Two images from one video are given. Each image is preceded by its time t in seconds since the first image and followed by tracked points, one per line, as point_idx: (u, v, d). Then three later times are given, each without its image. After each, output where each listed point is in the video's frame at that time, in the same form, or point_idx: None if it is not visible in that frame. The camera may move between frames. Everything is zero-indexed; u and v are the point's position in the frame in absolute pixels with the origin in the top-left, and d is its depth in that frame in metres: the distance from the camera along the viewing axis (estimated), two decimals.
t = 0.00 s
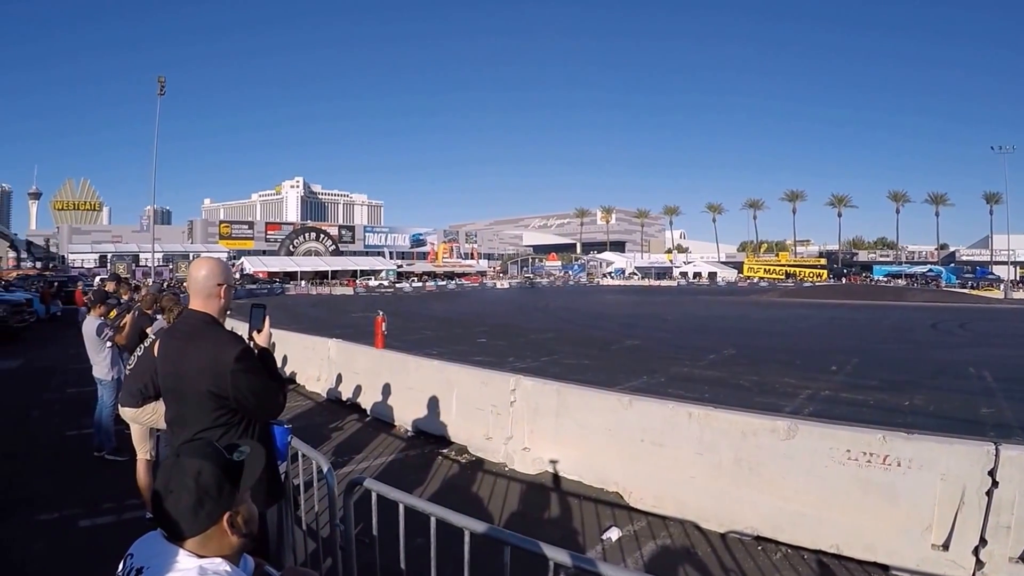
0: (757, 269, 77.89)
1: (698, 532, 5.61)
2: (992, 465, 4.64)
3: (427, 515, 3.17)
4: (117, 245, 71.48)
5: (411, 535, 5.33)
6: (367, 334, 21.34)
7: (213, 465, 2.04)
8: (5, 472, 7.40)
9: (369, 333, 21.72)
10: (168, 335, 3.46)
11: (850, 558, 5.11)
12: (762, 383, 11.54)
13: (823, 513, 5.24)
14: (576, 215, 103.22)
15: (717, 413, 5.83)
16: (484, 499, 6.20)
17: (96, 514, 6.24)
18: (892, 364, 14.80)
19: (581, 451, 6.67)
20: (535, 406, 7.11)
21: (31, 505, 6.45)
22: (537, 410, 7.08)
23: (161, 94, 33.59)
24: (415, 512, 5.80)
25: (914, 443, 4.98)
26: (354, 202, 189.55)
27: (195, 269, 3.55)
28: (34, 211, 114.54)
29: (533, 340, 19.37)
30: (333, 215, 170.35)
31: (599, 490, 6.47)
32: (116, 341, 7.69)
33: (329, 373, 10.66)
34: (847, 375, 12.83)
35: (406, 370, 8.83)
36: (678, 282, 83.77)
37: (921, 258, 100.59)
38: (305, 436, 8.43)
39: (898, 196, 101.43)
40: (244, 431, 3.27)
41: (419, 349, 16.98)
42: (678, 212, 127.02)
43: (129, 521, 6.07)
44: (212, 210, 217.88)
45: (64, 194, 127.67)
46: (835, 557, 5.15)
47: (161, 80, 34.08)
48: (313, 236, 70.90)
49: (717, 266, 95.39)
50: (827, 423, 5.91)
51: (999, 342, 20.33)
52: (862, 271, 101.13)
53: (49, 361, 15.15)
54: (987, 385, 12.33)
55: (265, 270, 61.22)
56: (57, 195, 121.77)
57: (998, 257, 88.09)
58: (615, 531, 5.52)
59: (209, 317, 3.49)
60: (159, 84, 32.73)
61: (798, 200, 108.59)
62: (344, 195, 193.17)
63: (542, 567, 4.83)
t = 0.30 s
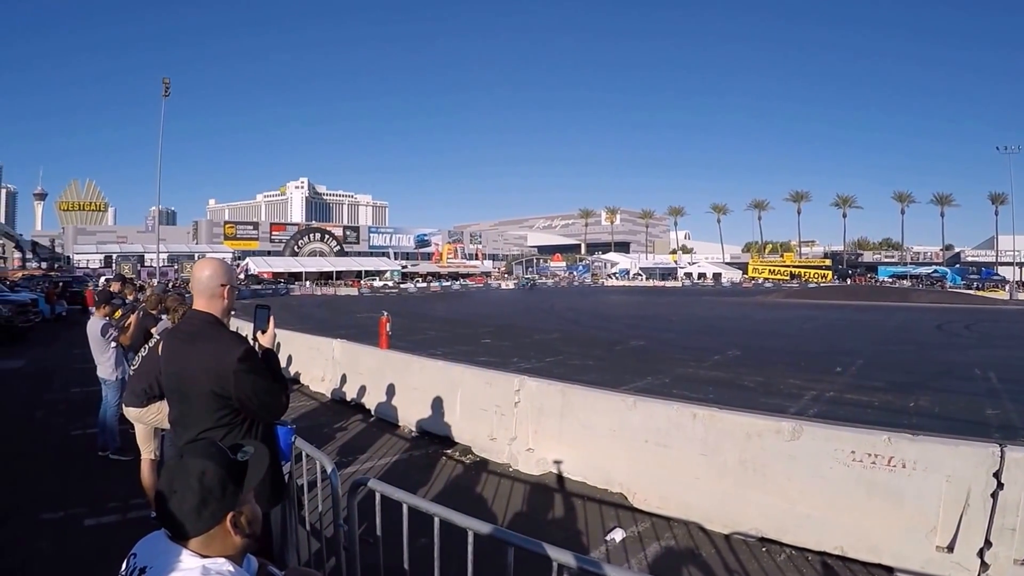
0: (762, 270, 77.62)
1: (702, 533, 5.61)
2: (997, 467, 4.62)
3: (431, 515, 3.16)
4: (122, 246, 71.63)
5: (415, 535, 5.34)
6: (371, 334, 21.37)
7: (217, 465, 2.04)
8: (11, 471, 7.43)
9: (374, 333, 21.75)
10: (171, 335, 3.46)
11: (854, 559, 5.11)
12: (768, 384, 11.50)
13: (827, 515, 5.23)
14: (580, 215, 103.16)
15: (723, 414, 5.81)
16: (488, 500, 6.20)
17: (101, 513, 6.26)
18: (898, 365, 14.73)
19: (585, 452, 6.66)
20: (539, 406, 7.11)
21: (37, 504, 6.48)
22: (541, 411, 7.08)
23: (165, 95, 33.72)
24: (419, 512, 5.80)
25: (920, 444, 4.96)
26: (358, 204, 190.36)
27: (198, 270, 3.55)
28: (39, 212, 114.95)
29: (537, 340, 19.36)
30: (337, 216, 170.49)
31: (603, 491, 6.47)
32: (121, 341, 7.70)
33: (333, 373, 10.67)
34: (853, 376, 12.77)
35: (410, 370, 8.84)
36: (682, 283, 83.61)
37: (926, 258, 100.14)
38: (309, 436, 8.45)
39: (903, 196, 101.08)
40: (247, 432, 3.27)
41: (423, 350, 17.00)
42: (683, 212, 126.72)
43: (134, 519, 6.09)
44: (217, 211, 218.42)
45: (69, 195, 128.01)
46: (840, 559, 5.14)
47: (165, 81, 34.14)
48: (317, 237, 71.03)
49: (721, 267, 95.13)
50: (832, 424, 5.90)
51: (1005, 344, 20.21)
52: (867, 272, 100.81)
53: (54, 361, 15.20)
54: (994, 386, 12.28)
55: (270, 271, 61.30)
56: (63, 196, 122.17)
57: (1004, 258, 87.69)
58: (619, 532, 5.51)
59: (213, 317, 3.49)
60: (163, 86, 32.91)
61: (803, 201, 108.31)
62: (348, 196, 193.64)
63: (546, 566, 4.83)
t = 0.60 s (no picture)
0: (766, 270, 77.42)
1: (706, 534, 5.60)
2: (1002, 469, 4.60)
3: (435, 516, 3.16)
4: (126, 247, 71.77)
5: (419, 535, 5.34)
6: (375, 334, 21.41)
7: (220, 465, 2.05)
8: (15, 471, 7.45)
9: (377, 334, 21.77)
10: (175, 335, 3.47)
11: (858, 561, 5.09)
12: (771, 385, 11.49)
13: (831, 516, 5.22)
14: (583, 216, 103.19)
15: (726, 415, 5.81)
16: (492, 500, 6.19)
17: (106, 512, 6.28)
18: (903, 366, 14.69)
19: (589, 453, 6.65)
20: (542, 407, 7.10)
21: (42, 503, 6.50)
22: (545, 411, 7.07)
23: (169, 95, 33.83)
24: (423, 512, 5.81)
25: (923, 446, 4.95)
26: (361, 204, 190.49)
27: (202, 270, 3.56)
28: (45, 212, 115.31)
29: (540, 341, 19.37)
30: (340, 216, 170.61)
31: (606, 491, 6.46)
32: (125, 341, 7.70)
33: (337, 373, 10.69)
34: (857, 377, 12.74)
35: (414, 371, 8.85)
36: (686, 283, 83.50)
37: (931, 258, 99.82)
38: (313, 436, 8.45)
39: (908, 196, 100.81)
40: (250, 431, 3.28)
41: (427, 350, 17.03)
42: (686, 213, 126.60)
43: (138, 520, 6.09)
44: (221, 211, 218.85)
45: (74, 195, 128.31)
46: (844, 560, 5.13)
47: (169, 82, 34.21)
48: (321, 237, 71.13)
49: (725, 267, 94.90)
50: (835, 425, 5.89)
51: (1009, 345, 20.15)
52: (871, 272, 100.50)
53: (59, 361, 15.25)
54: (997, 388, 12.25)
55: (274, 271, 61.39)
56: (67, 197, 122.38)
57: (1008, 258, 87.36)
58: (622, 533, 5.50)
59: (216, 317, 3.50)
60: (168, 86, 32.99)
61: (807, 201, 108.04)
62: (351, 197, 193.81)
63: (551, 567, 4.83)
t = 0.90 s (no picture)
0: (770, 271, 77.32)
1: (709, 536, 5.58)
2: (1006, 470, 4.58)
3: (438, 517, 3.14)
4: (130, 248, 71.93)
5: (421, 536, 5.32)
6: (378, 335, 21.44)
7: (224, 464, 2.04)
8: (18, 471, 7.47)
9: (380, 334, 21.80)
10: (178, 335, 3.47)
11: (862, 563, 5.07)
12: (774, 386, 11.48)
13: (834, 518, 5.20)
14: (587, 216, 103.15)
15: (729, 416, 5.79)
16: (495, 501, 6.18)
17: (108, 513, 6.29)
18: (907, 367, 14.66)
19: (592, 454, 6.64)
20: (546, 408, 7.09)
21: (44, 503, 6.50)
22: (548, 412, 7.06)
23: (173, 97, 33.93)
24: (426, 513, 5.80)
25: (928, 448, 4.92)
26: (365, 205, 190.82)
27: (205, 271, 3.56)
28: (49, 213, 115.73)
29: (543, 342, 19.37)
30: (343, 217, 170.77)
31: (610, 492, 6.45)
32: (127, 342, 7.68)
33: (340, 374, 10.70)
34: (862, 378, 12.72)
35: (417, 372, 8.84)
36: (690, 284, 83.40)
37: (935, 259, 99.62)
38: (316, 437, 8.46)
39: (912, 197, 100.57)
40: (253, 432, 3.27)
41: (430, 351, 17.03)
42: (690, 213, 126.56)
43: (140, 520, 6.09)
44: (224, 212, 219.39)
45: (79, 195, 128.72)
46: (848, 562, 5.11)
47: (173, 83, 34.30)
48: (325, 237, 71.25)
49: (729, 268, 94.77)
50: (838, 426, 5.87)
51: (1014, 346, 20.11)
52: (875, 273, 100.27)
53: (62, 361, 15.28)
54: (1002, 389, 12.22)
55: (277, 272, 61.49)
56: (71, 198, 122.78)
57: (1013, 259, 87.09)
58: (626, 534, 5.49)
59: (219, 317, 3.50)
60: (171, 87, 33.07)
61: (811, 201, 107.90)
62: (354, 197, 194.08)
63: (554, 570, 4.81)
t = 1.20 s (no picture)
0: (772, 272, 77.26)
1: (711, 537, 5.58)
2: (1009, 472, 4.57)
3: (439, 518, 3.13)
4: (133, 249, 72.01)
5: (422, 537, 5.32)
6: (381, 336, 21.50)
7: (226, 464, 2.04)
8: (21, 471, 7.49)
9: (382, 335, 21.85)
10: (179, 336, 3.47)
11: (863, 564, 5.07)
12: (776, 387, 11.47)
13: (836, 519, 5.20)
14: (588, 217, 103.22)
15: (731, 417, 5.79)
16: (496, 502, 6.17)
17: (110, 513, 6.30)
18: (909, 368, 14.67)
19: (594, 455, 6.64)
20: (548, 409, 7.09)
21: (47, 503, 6.52)
22: (550, 413, 7.06)
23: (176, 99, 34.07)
24: (427, 513, 5.80)
25: (930, 448, 4.91)
26: (367, 206, 190.96)
27: (207, 271, 3.57)
28: (51, 214, 115.92)
29: (545, 342, 19.37)
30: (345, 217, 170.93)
31: (611, 493, 6.45)
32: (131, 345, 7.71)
33: (342, 374, 10.71)
34: (864, 379, 12.74)
35: (419, 373, 8.85)
36: (692, 284, 83.39)
37: (937, 259, 99.50)
38: (318, 437, 8.46)
39: (915, 197, 100.44)
40: (253, 432, 3.27)
41: (432, 351, 17.03)
42: (692, 214, 126.54)
43: (142, 520, 6.10)
44: (226, 212, 219.61)
45: (81, 197, 128.78)
46: (849, 563, 5.10)
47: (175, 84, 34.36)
48: (327, 238, 71.33)
49: (731, 268, 94.80)
50: (840, 426, 5.87)
51: (1015, 346, 20.11)
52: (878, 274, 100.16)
53: (65, 362, 15.33)
54: (1005, 390, 12.21)
55: (279, 272, 61.60)
56: (74, 199, 122.94)
57: (1016, 259, 86.97)
58: (627, 535, 5.48)
59: (220, 318, 3.50)
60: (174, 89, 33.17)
61: (814, 202, 107.82)
62: (356, 198, 194.36)
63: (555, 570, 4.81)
